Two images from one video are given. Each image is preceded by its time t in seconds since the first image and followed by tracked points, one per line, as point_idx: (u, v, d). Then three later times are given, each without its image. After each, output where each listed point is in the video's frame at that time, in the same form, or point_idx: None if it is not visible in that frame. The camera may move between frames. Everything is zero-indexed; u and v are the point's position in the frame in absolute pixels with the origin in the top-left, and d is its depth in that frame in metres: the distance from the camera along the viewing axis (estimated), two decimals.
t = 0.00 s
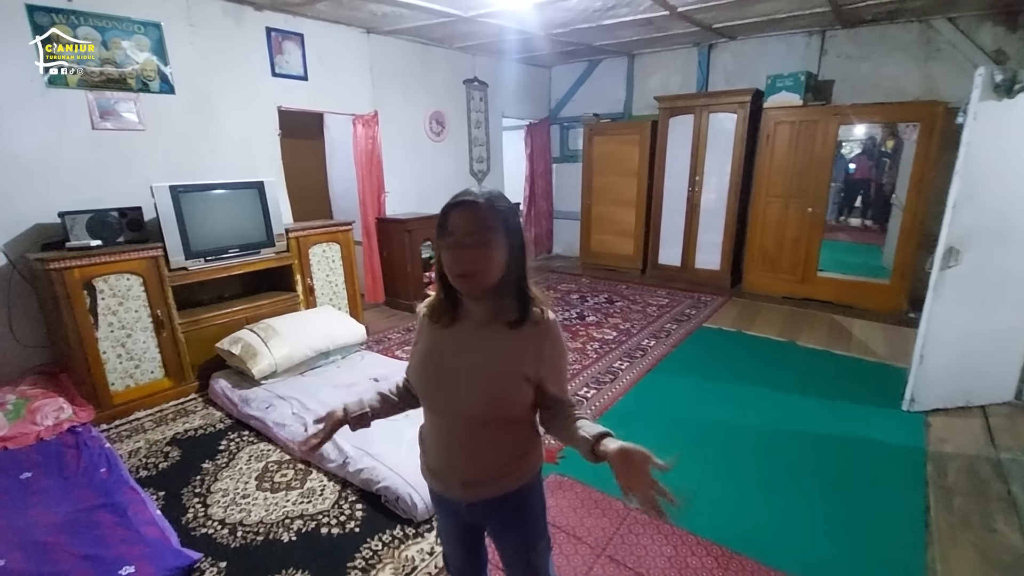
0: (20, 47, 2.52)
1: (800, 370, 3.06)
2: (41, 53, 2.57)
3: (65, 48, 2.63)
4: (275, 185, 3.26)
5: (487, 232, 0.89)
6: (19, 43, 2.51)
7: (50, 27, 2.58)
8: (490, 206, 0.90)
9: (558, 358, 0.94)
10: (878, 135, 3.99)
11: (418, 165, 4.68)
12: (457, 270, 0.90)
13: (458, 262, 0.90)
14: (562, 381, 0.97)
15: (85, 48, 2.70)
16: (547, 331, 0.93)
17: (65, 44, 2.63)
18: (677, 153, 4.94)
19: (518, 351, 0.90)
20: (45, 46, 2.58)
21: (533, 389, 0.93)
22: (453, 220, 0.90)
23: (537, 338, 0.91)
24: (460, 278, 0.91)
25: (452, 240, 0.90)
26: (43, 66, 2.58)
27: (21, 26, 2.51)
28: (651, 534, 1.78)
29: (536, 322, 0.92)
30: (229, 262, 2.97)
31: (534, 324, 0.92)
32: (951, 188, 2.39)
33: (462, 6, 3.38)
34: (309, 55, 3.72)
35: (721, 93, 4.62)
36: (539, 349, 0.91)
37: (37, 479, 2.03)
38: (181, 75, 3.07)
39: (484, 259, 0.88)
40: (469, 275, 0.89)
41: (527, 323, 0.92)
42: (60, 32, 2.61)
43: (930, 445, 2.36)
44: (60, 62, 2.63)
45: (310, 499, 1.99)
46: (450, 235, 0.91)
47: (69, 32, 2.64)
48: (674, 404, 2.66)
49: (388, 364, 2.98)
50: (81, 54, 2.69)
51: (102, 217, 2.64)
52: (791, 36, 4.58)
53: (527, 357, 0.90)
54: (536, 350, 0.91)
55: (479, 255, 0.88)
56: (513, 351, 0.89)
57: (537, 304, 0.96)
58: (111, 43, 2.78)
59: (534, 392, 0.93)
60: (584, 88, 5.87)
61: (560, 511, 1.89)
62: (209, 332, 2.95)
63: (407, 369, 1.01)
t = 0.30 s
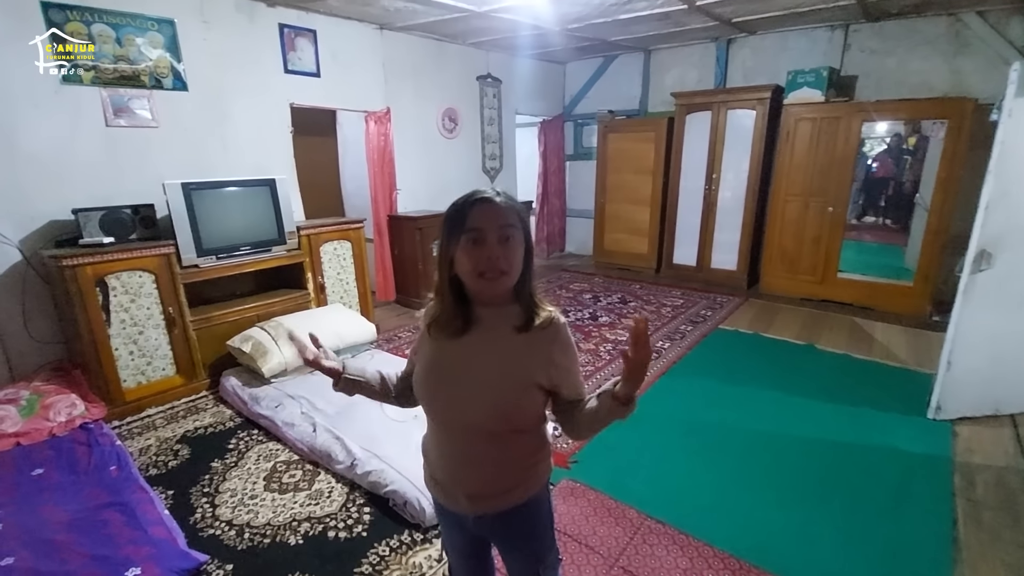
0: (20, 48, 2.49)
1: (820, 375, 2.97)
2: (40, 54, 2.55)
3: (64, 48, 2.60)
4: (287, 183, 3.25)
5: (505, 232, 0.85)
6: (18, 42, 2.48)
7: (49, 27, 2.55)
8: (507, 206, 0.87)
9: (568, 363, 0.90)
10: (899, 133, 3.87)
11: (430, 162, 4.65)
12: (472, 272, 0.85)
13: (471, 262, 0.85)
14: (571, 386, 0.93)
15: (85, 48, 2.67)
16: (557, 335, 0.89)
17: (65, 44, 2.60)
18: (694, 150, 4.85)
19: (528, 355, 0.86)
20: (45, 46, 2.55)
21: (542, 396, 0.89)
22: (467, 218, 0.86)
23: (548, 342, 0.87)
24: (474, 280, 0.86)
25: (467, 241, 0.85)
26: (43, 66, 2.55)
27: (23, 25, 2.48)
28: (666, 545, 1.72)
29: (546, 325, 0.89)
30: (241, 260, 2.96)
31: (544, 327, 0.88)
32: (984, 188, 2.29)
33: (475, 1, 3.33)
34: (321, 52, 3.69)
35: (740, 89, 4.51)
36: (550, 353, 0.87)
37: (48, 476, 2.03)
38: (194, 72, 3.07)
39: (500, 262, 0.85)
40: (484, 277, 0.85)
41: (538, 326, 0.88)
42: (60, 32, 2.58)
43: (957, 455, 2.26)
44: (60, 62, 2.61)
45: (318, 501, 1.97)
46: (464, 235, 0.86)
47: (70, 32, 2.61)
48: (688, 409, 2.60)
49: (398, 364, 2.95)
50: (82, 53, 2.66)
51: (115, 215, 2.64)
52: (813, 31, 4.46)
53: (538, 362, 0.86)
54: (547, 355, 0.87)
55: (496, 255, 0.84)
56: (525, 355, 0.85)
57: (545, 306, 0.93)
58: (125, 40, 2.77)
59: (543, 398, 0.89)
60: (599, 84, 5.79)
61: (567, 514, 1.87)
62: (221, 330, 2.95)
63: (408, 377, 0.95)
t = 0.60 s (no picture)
0: (20, 48, 2.48)
1: (838, 380, 2.90)
2: (40, 53, 2.53)
3: (64, 47, 2.58)
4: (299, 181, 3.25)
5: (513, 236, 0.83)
6: (19, 41, 2.47)
7: (49, 27, 2.53)
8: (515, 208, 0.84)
9: (577, 369, 0.88)
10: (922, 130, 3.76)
11: (443, 161, 4.63)
12: (480, 277, 0.83)
13: (478, 267, 0.83)
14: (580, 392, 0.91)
15: (85, 48, 2.65)
16: (565, 340, 0.87)
17: (64, 44, 2.58)
18: (710, 148, 4.77)
19: (536, 362, 0.83)
20: (44, 46, 2.53)
21: (549, 403, 0.86)
22: (473, 222, 0.83)
23: (556, 347, 0.85)
24: (481, 286, 0.83)
25: (474, 246, 0.83)
26: (42, 66, 2.53)
27: (24, 24, 2.47)
28: (678, 554, 1.69)
29: (555, 330, 0.86)
30: (254, 258, 2.98)
31: (552, 332, 0.86)
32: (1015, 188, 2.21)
33: None
34: (335, 50, 3.69)
35: (758, 85, 4.42)
36: (558, 359, 0.85)
37: (63, 471, 2.06)
38: (209, 71, 3.08)
39: (508, 266, 0.82)
40: (491, 282, 0.82)
41: (545, 332, 0.85)
42: (59, 31, 2.56)
43: (982, 466, 2.19)
44: (60, 61, 2.59)
45: (327, 501, 1.96)
46: (470, 240, 0.83)
47: (70, 32, 2.59)
48: (700, 413, 2.55)
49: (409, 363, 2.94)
50: (81, 53, 2.63)
51: (131, 213, 2.67)
52: (834, 26, 4.35)
53: (546, 368, 0.84)
54: (555, 361, 0.84)
55: (504, 259, 0.82)
56: (533, 362, 0.83)
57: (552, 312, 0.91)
58: (140, 39, 2.80)
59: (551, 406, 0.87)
60: (613, 81, 5.72)
61: (571, 518, 1.85)
62: (234, 327, 2.97)
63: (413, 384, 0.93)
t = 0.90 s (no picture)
0: (18, 48, 2.46)
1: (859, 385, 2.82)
2: (40, 53, 2.52)
3: (64, 47, 2.57)
4: (312, 180, 3.26)
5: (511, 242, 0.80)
6: (18, 40, 2.45)
7: (49, 27, 2.52)
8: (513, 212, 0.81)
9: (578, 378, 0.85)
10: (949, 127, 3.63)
11: (457, 160, 4.62)
12: (477, 285, 0.80)
13: (475, 277, 0.80)
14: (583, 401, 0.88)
15: (85, 48, 2.63)
16: (566, 349, 0.84)
17: (65, 44, 2.57)
18: (728, 146, 4.68)
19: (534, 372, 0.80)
20: (44, 46, 2.52)
21: (550, 414, 0.84)
22: (467, 229, 0.80)
23: (556, 356, 0.82)
24: (478, 293, 0.81)
25: (470, 256, 0.80)
26: (42, 66, 2.52)
27: (23, 23, 2.46)
28: (689, 564, 1.65)
29: (554, 339, 0.83)
30: (267, 257, 3.00)
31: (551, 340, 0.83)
32: None
33: None
34: (349, 49, 3.70)
35: (778, 82, 4.32)
36: (558, 369, 0.82)
37: (79, 467, 2.09)
38: (224, 70, 3.11)
39: (504, 274, 0.80)
40: (488, 290, 0.80)
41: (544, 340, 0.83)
42: (60, 31, 2.55)
43: (1009, 477, 2.10)
44: (61, 62, 2.57)
45: (335, 501, 1.96)
46: (466, 247, 0.81)
47: (69, 33, 2.58)
48: (714, 418, 2.50)
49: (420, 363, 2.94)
50: (82, 54, 2.62)
51: (147, 211, 2.70)
52: (858, 21, 4.23)
53: (546, 378, 0.81)
54: (554, 371, 0.82)
55: (502, 266, 0.79)
56: (533, 372, 0.80)
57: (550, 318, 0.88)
58: (158, 40, 2.83)
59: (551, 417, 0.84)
60: (629, 78, 5.65)
61: (577, 522, 1.83)
62: (248, 326, 2.99)
63: (411, 394, 0.91)
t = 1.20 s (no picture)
0: (19, 48, 2.46)
1: (881, 393, 2.73)
2: (40, 53, 2.51)
3: (64, 47, 2.56)
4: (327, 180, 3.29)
5: (505, 258, 0.76)
6: (19, 41, 2.45)
7: (50, 27, 2.51)
8: (508, 222, 0.77)
9: (576, 391, 0.82)
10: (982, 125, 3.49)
11: (472, 159, 4.61)
12: (470, 297, 0.77)
13: (468, 290, 0.77)
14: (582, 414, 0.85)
15: (85, 48, 2.62)
16: (565, 360, 0.81)
17: (65, 44, 2.56)
18: (748, 145, 4.58)
19: (529, 383, 0.78)
20: (46, 46, 2.52)
21: (545, 426, 0.81)
22: (459, 241, 0.77)
23: (552, 368, 0.79)
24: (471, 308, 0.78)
25: (461, 269, 0.77)
26: (42, 66, 2.52)
27: (25, 23, 2.46)
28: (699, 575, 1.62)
29: (553, 351, 0.80)
30: (283, 256, 3.03)
31: (548, 351, 0.80)
32: None
33: None
34: (365, 49, 3.71)
35: (801, 79, 4.21)
36: (554, 381, 0.79)
37: (98, 461, 2.14)
38: (242, 72, 3.14)
39: (497, 287, 0.76)
40: (482, 303, 0.76)
41: (540, 351, 0.80)
42: (61, 32, 2.55)
43: None
44: (61, 62, 2.57)
45: (344, 502, 1.97)
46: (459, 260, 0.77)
47: (69, 33, 2.57)
48: (728, 424, 2.45)
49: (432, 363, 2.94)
50: (81, 54, 2.61)
51: (167, 211, 2.75)
52: (885, 16, 4.09)
53: (540, 390, 0.78)
54: (549, 383, 0.79)
55: (495, 282, 0.76)
56: (527, 383, 0.78)
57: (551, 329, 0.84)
58: (177, 42, 2.88)
59: (547, 430, 0.82)
60: (647, 76, 5.58)
61: (585, 530, 1.80)
62: (263, 324, 3.02)
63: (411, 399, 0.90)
